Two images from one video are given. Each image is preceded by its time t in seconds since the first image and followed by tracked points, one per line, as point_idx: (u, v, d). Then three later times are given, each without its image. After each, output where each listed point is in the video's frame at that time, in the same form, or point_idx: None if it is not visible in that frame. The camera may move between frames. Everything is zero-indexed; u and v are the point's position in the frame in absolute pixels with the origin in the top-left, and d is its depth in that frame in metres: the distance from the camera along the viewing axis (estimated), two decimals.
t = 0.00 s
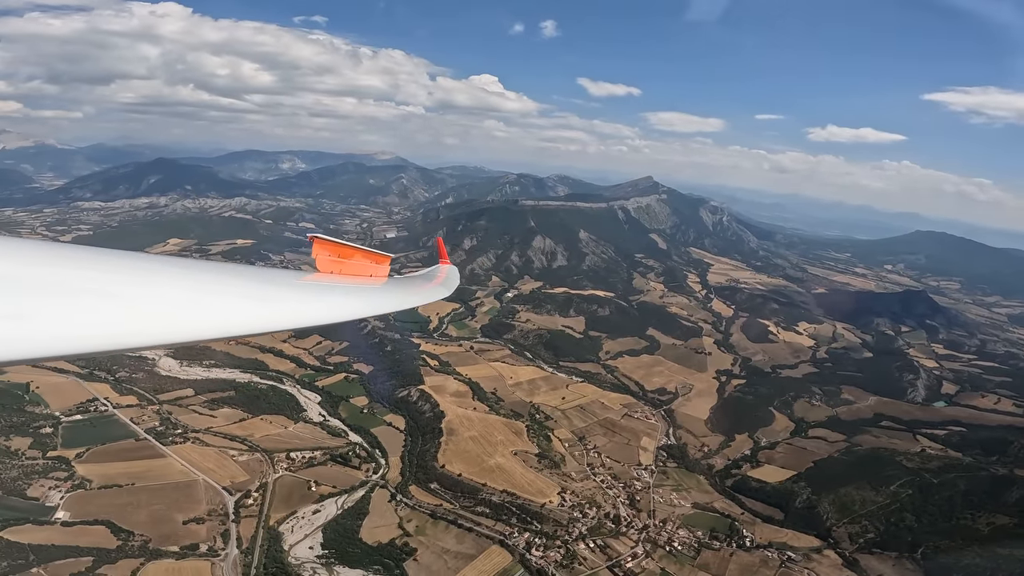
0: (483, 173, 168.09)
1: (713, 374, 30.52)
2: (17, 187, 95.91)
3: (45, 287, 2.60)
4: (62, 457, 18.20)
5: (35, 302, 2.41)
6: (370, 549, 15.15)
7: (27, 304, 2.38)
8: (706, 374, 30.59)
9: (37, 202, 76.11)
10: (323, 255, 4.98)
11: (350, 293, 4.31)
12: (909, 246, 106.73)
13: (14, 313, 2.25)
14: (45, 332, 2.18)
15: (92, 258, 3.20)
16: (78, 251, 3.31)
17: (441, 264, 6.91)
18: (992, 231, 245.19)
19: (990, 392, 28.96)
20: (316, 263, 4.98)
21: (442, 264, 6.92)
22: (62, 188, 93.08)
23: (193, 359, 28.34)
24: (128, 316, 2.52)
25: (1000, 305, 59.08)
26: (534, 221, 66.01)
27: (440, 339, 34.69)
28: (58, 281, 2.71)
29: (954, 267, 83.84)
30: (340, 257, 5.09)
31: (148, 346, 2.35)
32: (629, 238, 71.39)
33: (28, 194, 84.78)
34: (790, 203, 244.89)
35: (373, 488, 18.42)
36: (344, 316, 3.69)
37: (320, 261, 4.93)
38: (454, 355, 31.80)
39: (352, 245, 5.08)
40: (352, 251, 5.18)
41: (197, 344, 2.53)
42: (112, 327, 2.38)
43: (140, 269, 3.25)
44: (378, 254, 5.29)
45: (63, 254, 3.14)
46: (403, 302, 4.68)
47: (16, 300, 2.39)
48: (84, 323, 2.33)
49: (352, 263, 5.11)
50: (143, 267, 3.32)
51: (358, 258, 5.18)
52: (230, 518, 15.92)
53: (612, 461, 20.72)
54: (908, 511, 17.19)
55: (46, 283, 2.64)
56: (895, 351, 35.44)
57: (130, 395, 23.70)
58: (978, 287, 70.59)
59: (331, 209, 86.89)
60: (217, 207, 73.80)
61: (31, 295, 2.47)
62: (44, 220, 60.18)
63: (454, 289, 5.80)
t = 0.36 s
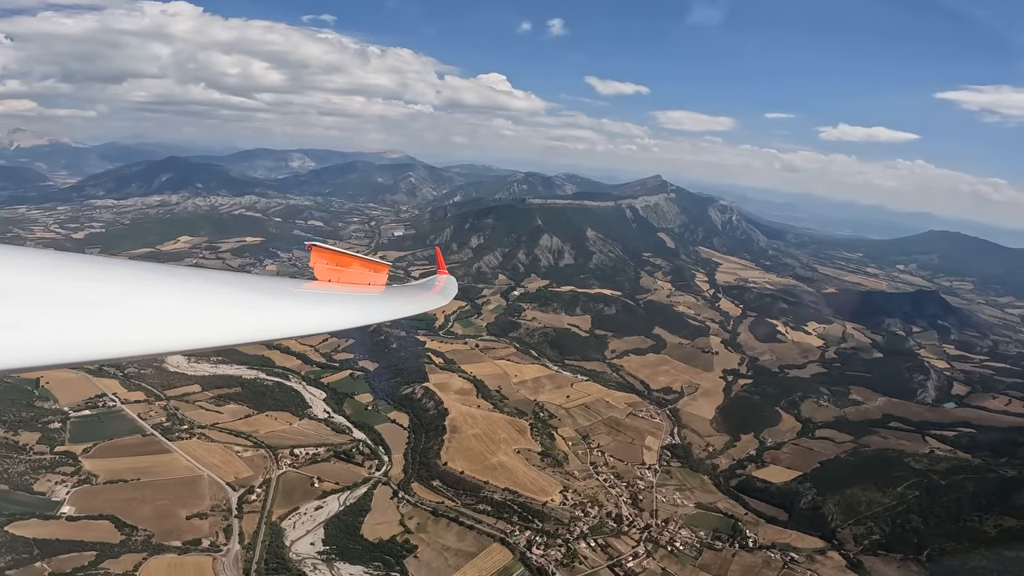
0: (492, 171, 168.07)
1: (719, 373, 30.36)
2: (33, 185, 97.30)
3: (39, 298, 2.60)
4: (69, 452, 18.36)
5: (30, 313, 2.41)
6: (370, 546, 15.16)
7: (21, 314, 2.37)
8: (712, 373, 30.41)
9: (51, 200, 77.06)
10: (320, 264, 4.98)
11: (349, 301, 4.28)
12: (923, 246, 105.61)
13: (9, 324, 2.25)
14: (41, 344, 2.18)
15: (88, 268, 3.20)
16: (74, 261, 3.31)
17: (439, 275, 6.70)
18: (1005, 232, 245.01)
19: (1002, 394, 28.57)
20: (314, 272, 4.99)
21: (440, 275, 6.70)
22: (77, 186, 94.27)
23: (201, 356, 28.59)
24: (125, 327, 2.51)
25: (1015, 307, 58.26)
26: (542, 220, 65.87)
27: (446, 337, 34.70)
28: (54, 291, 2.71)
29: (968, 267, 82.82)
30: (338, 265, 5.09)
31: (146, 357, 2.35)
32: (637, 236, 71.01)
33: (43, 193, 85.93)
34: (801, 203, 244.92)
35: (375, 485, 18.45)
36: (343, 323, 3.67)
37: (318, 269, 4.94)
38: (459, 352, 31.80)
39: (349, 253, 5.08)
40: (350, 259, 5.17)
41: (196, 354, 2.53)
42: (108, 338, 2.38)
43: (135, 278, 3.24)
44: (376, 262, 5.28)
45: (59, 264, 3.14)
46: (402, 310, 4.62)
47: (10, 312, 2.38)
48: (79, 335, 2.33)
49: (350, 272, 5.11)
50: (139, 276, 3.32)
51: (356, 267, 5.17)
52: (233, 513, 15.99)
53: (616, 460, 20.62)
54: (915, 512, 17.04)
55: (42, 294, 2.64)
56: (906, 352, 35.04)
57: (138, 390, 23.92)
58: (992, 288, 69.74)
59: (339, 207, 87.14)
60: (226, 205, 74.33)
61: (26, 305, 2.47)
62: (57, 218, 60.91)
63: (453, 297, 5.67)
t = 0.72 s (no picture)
0: (500, 170, 167.99)
1: (726, 373, 30.19)
2: (47, 183, 98.61)
3: (28, 299, 2.53)
4: (77, 448, 18.52)
5: (20, 314, 2.35)
6: (371, 543, 15.11)
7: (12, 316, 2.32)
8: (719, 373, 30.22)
9: (65, 198, 78.09)
10: (320, 264, 4.97)
11: (347, 304, 4.22)
12: (937, 245, 104.40)
13: None
14: (30, 343, 2.13)
15: (80, 269, 3.15)
16: (68, 262, 3.25)
17: (438, 276, 6.44)
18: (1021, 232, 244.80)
19: (1015, 395, 28.17)
20: (314, 272, 4.98)
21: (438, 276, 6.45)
22: (91, 185, 95.41)
23: (209, 354, 28.90)
24: (116, 326, 2.46)
25: None
26: (549, 218, 65.73)
27: (451, 335, 34.68)
28: (45, 292, 2.65)
29: (983, 268, 81.76)
30: (338, 266, 5.08)
31: (141, 354, 2.31)
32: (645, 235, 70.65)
33: (56, 191, 86.91)
34: (812, 202, 244.73)
35: (378, 482, 18.45)
36: (341, 324, 3.61)
37: (317, 269, 4.92)
38: (465, 350, 31.79)
39: (348, 253, 5.06)
40: (349, 260, 5.16)
41: (193, 352, 2.47)
42: (98, 337, 2.32)
43: (132, 279, 3.18)
44: (375, 263, 5.26)
45: (48, 265, 3.07)
46: (400, 312, 4.55)
47: None
48: (71, 333, 2.28)
49: (349, 273, 5.09)
50: (131, 277, 3.25)
51: (355, 268, 5.16)
52: (237, 510, 16.06)
53: (620, 459, 20.60)
54: (923, 514, 16.81)
55: (32, 295, 2.58)
56: (917, 352, 34.63)
57: (145, 386, 24.11)
58: (1008, 288, 68.77)
59: (347, 205, 87.42)
60: (236, 203, 74.86)
61: (15, 306, 2.42)
62: (70, 215, 61.63)
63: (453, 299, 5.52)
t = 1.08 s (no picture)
0: (514, 169, 167.49)
1: (740, 373, 29.86)
2: (73, 183, 100.97)
3: (32, 296, 2.47)
4: (95, 443, 18.89)
5: (27, 309, 2.30)
6: (379, 539, 15.34)
7: (18, 312, 2.26)
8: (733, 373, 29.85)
9: (89, 198, 79.88)
10: (326, 264, 5.00)
11: (353, 304, 4.17)
12: (962, 242, 102.15)
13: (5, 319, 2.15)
14: (39, 340, 2.06)
15: (84, 266, 3.09)
16: (76, 258, 3.21)
17: (443, 279, 6.08)
18: None
19: None
20: (320, 271, 5.02)
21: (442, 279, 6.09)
22: (114, 184, 97.43)
23: (225, 350, 29.36)
24: (126, 323, 2.40)
25: None
26: (563, 217, 65.45)
27: (464, 333, 34.75)
28: (52, 289, 2.59)
29: (1009, 267, 79.83)
30: (344, 266, 5.09)
31: (154, 351, 2.26)
32: (660, 233, 70.11)
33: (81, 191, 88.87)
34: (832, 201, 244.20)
35: (387, 479, 18.59)
36: (349, 325, 3.57)
37: (323, 269, 4.95)
38: (477, 349, 31.85)
39: (354, 253, 5.07)
40: (355, 260, 5.17)
41: (206, 351, 2.42)
42: (110, 334, 2.27)
43: (142, 278, 3.15)
44: (381, 264, 5.24)
45: (50, 262, 3.00)
46: (406, 313, 4.50)
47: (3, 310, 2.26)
48: (81, 331, 2.23)
49: (355, 273, 5.09)
50: (136, 275, 3.18)
51: (361, 268, 5.16)
52: (248, 505, 16.27)
53: (630, 459, 20.45)
54: (940, 516, 16.47)
55: (38, 292, 2.52)
56: (938, 353, 33.90)
57: (163, 382, 24.53)
58: None
59: (362, 204, 87.94)
60: (254, 202, 75.85)
61: (19, 303, 2.35)
62: (93, 214, 63.01)
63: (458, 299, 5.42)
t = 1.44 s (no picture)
0: (529, 168, 167.04)
1: (756, 372, 29.49)
2: (97, 184, 103.11)
3: (42, 284, 2.43)
4: (113, 438, 19.25)
5: (39, 299, 2.27)
6: (388, 536, 15.36)
7: (32, 302, 2.23)
8: (748, 373, 29.47)
9: (113, 198, 81.57)
10: (332, 258, 5.01)
11: (357, 299, 4.15)
12: (989, 241, 99.62)
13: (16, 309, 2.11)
14: (58, 331, 2.05)
15: (89, 257, 3.04)
16: (85, 250, 3.20)
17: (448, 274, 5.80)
18: None
19: None
20: (325, 266, 5.04)
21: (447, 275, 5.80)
22: (136, 184, 99.30)
23: (242, 348, 29.86)
24: (141, 315, 2.39)
25: None
26: (577, 215, 65.08)
27: (477, 331, 34.74)
28: (61, 280, 2.56)
29: None
30: (349, 261, 5.10)
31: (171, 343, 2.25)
32: (675, 230, 69.41)
33: (104, 191, 90.61)
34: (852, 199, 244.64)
35: (398, 476, 18.66)
36: (356, 320, 3.57)
37: (329, 263, 4.97)
38: (489, 347, 31.87)
39: (360, 248, 5.07)
40: (361, 255, 5.18)
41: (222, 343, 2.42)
42: (126, 326, 2.27)
43: (154, 272, 3.16)
44: (385, 259, 5.23)
45: (53, 252, 2.95)
46: (410, 309, 4.48)
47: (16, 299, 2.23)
48: (98, 322, 2.21)
49: (359, 268, 5.09)
50: (141, 268, 3.15)
51: (366, 262, 5.16)
52: (260, 501, 16.46)
53: (641, 458, 20.33)
54: (958, 518, 16.14)
55: (47, 281, 2.48)
56: (962, 353, 33.12)
57: (180, 378, 24.94)
58: None
59: (377, 203, 88.43)
60: (271, 202, 76.73)
61: (27, 292, 2.32)
62: (115, 214, 64.32)
63: (462, 293, 5.35)
